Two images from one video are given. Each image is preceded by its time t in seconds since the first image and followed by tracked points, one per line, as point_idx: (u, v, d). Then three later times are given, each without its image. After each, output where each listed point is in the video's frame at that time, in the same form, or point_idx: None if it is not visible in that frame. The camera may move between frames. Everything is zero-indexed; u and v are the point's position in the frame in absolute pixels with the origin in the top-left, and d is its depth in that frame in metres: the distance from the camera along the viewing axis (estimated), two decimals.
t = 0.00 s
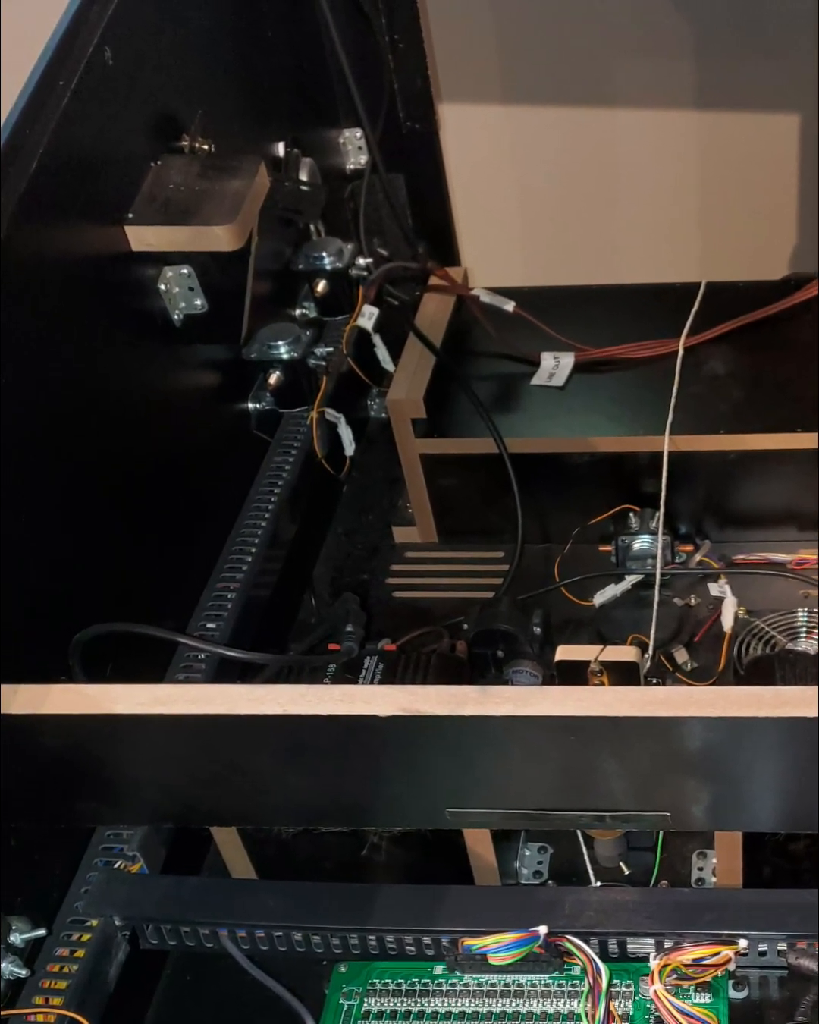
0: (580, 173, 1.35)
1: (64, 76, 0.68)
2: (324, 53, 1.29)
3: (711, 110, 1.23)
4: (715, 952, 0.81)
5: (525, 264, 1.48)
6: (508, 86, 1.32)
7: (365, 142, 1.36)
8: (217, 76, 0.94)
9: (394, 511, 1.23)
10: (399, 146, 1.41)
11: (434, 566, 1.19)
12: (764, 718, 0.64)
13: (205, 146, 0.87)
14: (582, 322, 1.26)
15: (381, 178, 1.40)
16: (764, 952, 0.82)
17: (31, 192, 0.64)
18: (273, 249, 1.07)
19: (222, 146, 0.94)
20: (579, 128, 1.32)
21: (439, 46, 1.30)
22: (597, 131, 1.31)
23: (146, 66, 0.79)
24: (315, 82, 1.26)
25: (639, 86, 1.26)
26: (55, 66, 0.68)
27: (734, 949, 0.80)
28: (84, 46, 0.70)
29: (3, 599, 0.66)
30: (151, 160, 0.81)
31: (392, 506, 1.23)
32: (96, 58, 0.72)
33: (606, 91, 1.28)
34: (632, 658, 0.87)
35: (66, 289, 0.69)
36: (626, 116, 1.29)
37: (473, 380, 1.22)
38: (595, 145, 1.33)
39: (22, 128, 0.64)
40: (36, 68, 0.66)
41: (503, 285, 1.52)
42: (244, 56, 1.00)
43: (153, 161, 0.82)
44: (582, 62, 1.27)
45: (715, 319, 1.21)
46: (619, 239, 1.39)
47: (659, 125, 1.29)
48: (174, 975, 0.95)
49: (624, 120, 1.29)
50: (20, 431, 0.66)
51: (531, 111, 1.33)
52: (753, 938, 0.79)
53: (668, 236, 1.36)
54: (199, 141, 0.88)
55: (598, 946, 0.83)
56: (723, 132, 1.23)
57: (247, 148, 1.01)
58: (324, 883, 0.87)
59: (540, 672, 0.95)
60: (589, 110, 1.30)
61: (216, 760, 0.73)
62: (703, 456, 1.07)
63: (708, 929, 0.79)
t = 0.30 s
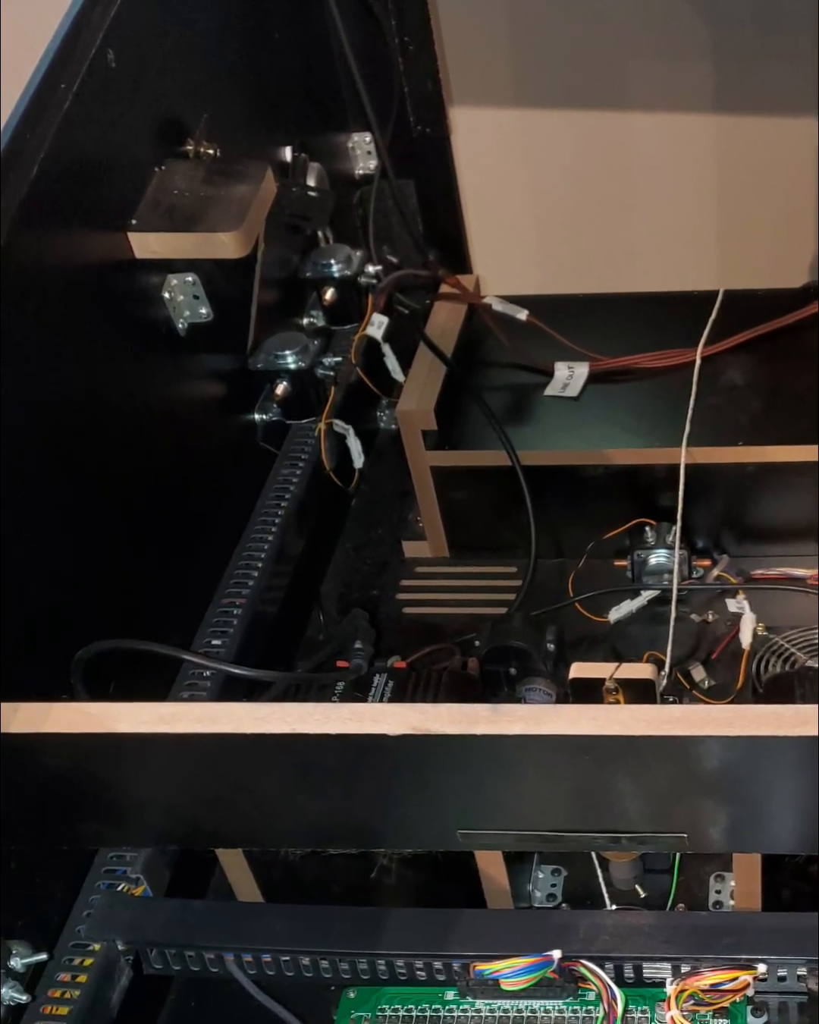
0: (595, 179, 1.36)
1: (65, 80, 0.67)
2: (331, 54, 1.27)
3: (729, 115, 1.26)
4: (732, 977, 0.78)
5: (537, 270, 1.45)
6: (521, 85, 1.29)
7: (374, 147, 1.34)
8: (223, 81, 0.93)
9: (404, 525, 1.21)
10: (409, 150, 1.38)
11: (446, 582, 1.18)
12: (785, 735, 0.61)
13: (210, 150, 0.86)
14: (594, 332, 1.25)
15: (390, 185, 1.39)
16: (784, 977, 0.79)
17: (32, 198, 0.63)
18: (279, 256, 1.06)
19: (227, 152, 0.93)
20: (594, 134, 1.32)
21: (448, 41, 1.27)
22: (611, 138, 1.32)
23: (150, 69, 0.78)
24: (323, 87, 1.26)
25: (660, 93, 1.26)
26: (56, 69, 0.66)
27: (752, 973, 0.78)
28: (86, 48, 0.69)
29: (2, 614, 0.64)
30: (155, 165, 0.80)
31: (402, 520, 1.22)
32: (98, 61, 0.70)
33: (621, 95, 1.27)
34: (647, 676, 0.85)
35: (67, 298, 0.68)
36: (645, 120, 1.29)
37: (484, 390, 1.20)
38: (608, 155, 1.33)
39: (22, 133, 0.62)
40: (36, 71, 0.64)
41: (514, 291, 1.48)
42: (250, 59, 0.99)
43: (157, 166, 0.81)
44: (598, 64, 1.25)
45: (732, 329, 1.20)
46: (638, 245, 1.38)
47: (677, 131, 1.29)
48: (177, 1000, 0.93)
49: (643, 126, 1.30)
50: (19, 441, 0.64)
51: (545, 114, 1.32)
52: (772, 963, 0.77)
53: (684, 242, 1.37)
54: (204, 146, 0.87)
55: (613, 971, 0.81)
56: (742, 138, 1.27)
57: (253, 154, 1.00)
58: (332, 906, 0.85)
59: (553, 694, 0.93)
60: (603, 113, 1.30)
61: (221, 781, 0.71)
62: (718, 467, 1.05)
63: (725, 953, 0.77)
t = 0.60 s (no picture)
0: (608, 183, 1.37)
1: (67, 82, 0.65)
2: (340, 54, 1.23)
3: (746, 116, 1.27)
4: (753, 1004, 0.75)
5: (550, 272, 1.49)
6: (535, 90, 1.31)
7: (385, 151, 1.29)
8: (228, 84, 0.92)
9: (415, 540, 1.20)
10: (420, 154, 1.34)
11: (457, 599, 1.15)
12: (807, 757, 0.59)
13: (216, 154, 0.85)
14: (607, 342, 1.23)
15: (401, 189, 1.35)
16: (805, 1005, 0.76)
17: (33, 203, 0.62)
18: (287, 263, 1.04)
19: (232, 156, 0.92)
20: (609, 135, 1.33)
21: (458, 43, 1.28)
22: (624, 144, 1.33)
23: (153, 71, 0.77)
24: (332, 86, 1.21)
25: (674, 94, 1.27)
26: (58, 72, 0.65)
27: (772, 999, 0.75)
28: (89, 50, 0.68)
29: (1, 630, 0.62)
30: (159, 169, 0.79)
31: (413, 535, 1.20)
32: (101, 63, 0.69)
33: (632, 95, 1.28)
34: (664, 694, 0.83)
35: (68, 307, 0.67)
36: (656, 124, 1.30)
37: (496, 401, 1.18)
38: (622, 160, 1.35)
39: (24, 137, 0.61)
40: (40, 73, 0.63)
41: (526, 296, 1.52)
42: (255, 61, 0.98)
43: (161, 171, 0.79)
44: (611, 65, 1.26)
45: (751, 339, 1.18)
46: (653, 250, 1.42)
47: (688, 134, 1.30)
48: None
49: (656, 128, 1.31)
50: (19, 453, 0.63)
51: (555, 118, 1.33)
52: (792, 989, 0.74)
53: (696, 245, 1.40)
54: (209, 150, 0.85)
55: (629, 997, 0.78)
56: (755, 141, 1.29)
57: (259, 159, 0.99)
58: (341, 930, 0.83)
59: (568, 713, 0.91)
60: (619, 119, 1.31)
61: (227, 802, 0.69)
62: (734, 478, 1.03)
63: (743, 978, 0.74)
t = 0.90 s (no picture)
0: (625, 189, 1.36)
1: (68, 85, 0.64)
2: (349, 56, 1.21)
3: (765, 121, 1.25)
4: None
5: (564, 280, 1.47)
6: (549, 93, 1.28)
7: (395, 155, 1.28)
8: (234, 87, 0.90)
9: (427, 556, 1.18)
10: (431, 159, 1.34)
11: (469, 617, 1.14)
12: None
13: (222, 159, 0.83)
14: (621, 352, 1.21)
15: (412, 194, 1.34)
16: None
17: (34, 210, 0.61)
18: (295, 271, 1.03)
19: (238, 161, 0.90)
20: (628, 140, 1.31)
21: (469, 44, 1.23)
22: (644, 150, 1.32)
23: (158, 74, 0.75)
24: (342, 90, 1.21)
25: (689, 98, 1.24)
26: (59, 75, 0.63)
27: None
28: (92, 53, 0.66)
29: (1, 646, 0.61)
30: (164, 175, 0.78)
31: (424, 551, 1.18)
32: (104, 65, 0.68)
33: (652, 101, 1.25)
34: (682, 712, 0.80)
35: (70, 316, 0.66)
36: (677, 129, 1.28)
37: (509, 413, 1.17)
38: (642, 165, 1.34)
39: (25, 142, 0.59)
40: (40, 76, 0.61)
41: (541, 306, 1.50)
42: (262, 63, 0.97)
43: (166, 176, 0.78)
44: (627, 69, 1.22)
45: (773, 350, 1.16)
46: (675, 260, 1.41)
47: (710, 138, 1.29)
48: None
49: (673, 133, 1.29)
50: (20, 465, 0.61)
51: (575, 123, 1.31)
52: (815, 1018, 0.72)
53: (718, 255, 1.39)
54: (215, 155, 0.84)
55: None
56: (779, 146, 1.27)
57: (265, 165, 0.97)
58: (351, 957, 0.80)
59: (583, 732, 0.89)
60: (638, 123, 1.29)
61: (233, 825, 0.67)
62: (751, 490, 1.01)
63: (763, 1006, 0.72)
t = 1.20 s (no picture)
0: (647, 196, 1.33)
1: (70, 87, 0.63)
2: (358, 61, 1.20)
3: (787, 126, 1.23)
4: None
5: (579, 289, 1.45)
6: (565, 97, 1.26)
7: (405, 161, 1.29)
8: (240, 90, 0.89)
9: (438, 572, 1.16)
10: (444, 164, 1.33)
11: (483, 635, 1.12)
12: None
13: (228, 164, 0.82)
14: (636, 363, 1.20)
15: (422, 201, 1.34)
16: None
17: (35, 217, 0.59)
18: (303, 279, 1.02)
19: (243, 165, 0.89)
20: (646, 148, 1.29)
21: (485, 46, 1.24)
22: (665, 158, 1.29)
23: (163, 77, 0.74)
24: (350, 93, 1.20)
25: (710, 99, 1.23)
26: (61, 78, 0.62)
27: None
28: (94, 54, 0.65)
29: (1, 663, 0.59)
30: (168, 180, 0.77)
31: (436, 566, 1.16)
32: (107, 68, 0.66)
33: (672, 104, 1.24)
34: (702, 733, 0.78)
35: (73, 326, 0.64)
36: (696, 134, 1.26)
37: (523, 425, 1.15)
38: (663, 173, 1.31)
39: (25, 148, 0.59)
40: (41, 78, 0.60)
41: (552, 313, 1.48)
42: (269, 67, 0.96)
43: (171, 182, 0.77)
44: (646, 69, 1.21)
45: (793, 361, 1.14)
46: (694, 269, 1.39)
47: (730, 145, 1.26)
48: None
49: (694, 139, 1.26)
50: (20, 478, 0.60)
51: (591, 129, 1.29)
52: None
53: (737, 262, 1.37)
54: (220, 160, 0.83)
55: None
56: (801, 150, 1.25)
57: (273, 171, 0.96)
58: (361, 985, 0.78)
59: (597, 753, 0.88)
60: (656, 129, 1.27)
61: (239, 849, 0.65)
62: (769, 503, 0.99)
63: None
